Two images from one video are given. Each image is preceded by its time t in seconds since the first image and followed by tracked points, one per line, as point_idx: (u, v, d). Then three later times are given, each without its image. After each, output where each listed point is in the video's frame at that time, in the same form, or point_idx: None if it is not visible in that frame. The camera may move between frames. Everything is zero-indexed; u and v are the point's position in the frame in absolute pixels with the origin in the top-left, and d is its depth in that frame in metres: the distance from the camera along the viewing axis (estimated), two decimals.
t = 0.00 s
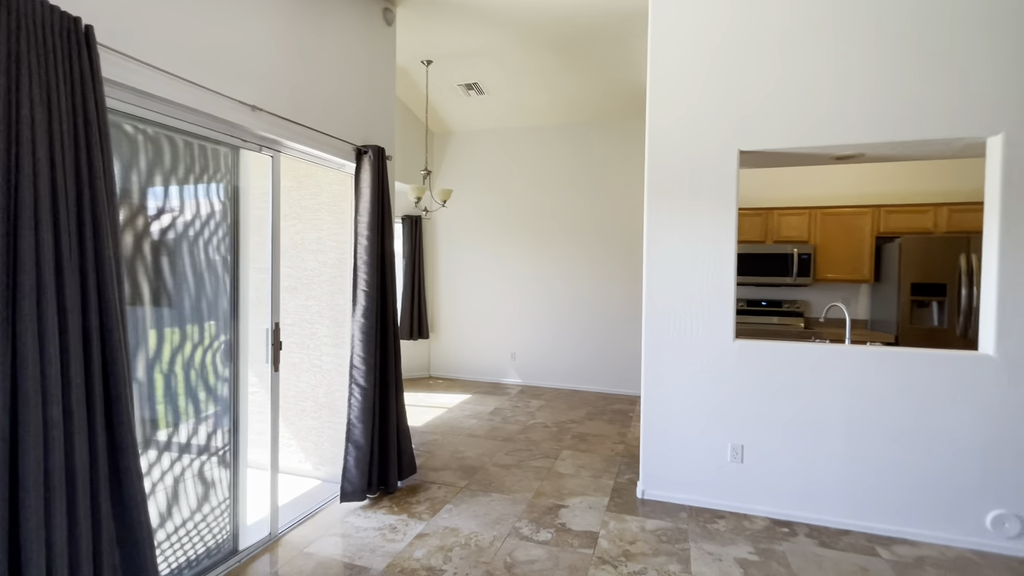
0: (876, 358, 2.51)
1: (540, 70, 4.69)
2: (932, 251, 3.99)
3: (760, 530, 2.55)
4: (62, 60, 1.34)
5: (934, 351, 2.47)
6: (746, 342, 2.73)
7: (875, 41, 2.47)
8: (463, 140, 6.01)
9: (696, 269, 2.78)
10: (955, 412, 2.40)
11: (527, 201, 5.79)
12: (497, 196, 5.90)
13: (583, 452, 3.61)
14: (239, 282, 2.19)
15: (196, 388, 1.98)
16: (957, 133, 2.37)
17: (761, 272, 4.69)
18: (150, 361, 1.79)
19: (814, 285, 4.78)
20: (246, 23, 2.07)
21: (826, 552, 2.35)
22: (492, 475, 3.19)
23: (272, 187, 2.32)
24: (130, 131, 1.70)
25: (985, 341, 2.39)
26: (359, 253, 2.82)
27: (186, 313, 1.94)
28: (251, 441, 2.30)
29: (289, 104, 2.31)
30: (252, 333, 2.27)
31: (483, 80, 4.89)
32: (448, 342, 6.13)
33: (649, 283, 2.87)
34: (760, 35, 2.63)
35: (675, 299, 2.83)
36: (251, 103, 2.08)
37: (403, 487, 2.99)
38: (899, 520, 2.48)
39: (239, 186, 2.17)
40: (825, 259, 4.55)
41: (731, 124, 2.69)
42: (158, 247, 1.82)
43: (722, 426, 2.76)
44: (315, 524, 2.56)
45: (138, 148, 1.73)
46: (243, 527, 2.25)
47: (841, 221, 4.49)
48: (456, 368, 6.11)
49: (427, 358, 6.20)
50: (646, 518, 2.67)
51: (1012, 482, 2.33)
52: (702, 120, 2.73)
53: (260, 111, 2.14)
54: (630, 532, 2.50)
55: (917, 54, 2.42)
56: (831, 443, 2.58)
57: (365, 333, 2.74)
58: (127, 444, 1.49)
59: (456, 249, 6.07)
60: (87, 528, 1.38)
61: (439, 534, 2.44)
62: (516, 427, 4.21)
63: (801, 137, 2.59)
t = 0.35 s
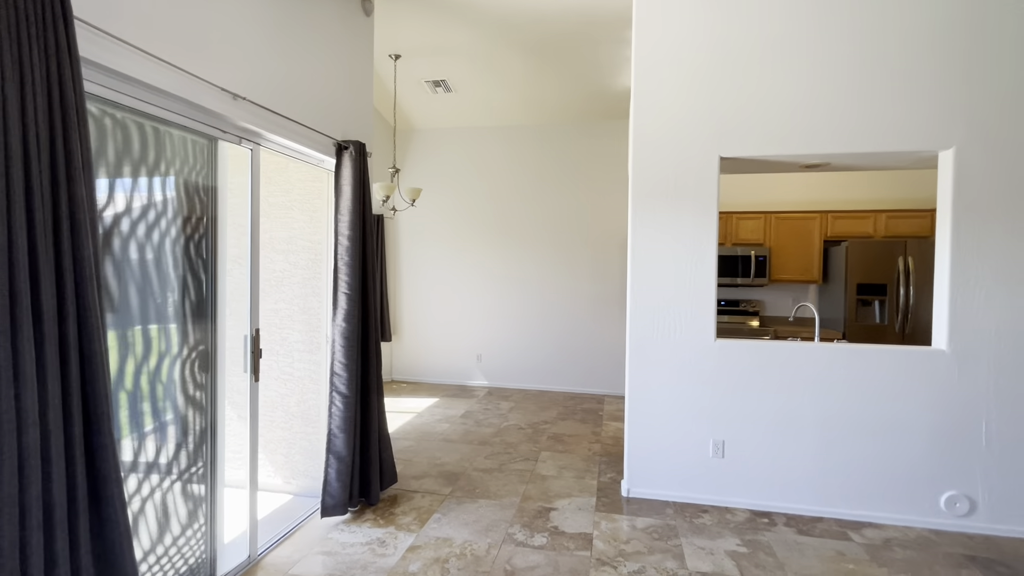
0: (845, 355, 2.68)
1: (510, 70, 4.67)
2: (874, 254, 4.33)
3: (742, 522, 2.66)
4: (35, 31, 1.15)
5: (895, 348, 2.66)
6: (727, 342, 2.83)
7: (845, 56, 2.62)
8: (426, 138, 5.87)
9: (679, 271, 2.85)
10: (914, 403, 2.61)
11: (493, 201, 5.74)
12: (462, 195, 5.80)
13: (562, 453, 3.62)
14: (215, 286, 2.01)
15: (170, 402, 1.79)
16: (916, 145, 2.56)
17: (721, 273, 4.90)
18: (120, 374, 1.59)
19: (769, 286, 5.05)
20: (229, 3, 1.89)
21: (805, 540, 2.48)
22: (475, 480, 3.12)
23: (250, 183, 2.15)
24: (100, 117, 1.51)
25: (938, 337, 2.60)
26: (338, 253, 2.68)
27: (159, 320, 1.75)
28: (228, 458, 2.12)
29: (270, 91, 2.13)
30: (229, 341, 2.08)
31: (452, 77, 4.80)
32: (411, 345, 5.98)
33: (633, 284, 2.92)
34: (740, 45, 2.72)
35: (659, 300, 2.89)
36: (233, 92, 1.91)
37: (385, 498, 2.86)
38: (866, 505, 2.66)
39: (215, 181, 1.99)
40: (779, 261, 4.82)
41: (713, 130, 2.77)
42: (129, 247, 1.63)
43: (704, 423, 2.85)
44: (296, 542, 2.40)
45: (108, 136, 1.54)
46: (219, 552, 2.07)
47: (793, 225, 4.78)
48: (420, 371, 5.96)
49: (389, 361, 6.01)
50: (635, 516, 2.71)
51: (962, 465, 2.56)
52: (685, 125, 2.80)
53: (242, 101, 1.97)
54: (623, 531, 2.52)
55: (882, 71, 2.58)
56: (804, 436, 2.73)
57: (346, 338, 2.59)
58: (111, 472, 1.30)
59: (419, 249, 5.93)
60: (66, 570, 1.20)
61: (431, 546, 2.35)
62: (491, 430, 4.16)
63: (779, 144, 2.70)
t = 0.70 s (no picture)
0: (826, 355, 2.79)
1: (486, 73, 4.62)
2: (835, 259, 4.56)
3: (736, 521, 2.70)
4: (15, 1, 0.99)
5: (872, 347, 2.79)
6: (716, 344, 2.88)
7: (824, 68, 2.73)
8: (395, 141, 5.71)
9: (669, 275, 2.88)
10: (890, 399, 2.74)
11: (466, 206, 5.66)
12: (434, 200, 5.68)
13: (548, 461, 3.58)
14: (197, 294, 1.84)
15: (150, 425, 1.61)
16: (889, 155, 2.71)
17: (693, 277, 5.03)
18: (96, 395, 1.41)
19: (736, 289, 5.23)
20: None
21: (798, 536, 2.55)
22: (465, 493, 3.02)
23: (235, 182, 1.99)
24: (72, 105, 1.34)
25: (910, 337, 2.75)
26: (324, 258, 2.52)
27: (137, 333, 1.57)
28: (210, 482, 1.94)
29: (258, 83, 1.98)
30: (211, 355, 1.90)
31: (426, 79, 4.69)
32: (381, 354, 5.77)
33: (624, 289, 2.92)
34: (726, 54, 2.80)
35: (650, 304, 2.90)
36: (220, 83, 1.75)
37: (374, 516, 2.71)
38: (849, 499, 2.77)
39: (197, 179, 1.82)
40: (747, 266, 5.01)
41: (701, 136, 2.83)
42: (105, 252, 1.45)
43: (695, 426, 2.88)
44: (282, 570, 2.22)
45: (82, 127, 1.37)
46: None
47: (759, 231, 4.97)
48: (390, 381, 5.76)
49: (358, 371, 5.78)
50: (633, 522, 2.70)
51: (935, 457, 2.71)
52: (673, 131, 2.84)
53: (228, 93, 1.81)
54: (624, 538, 2.50)
55: (857, 84, 2.72)
56: (790, 434, 2.81)
57: (333, 348, 2.44)
58: (99, 508, 1.13)
59: (388, 255, 5.74)
60: None
61: (432, 565, 2.24)
62: (473, 439, 4.06)
63: (763, 152, 2.79)
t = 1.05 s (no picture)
0: (798, 357, 2.93)
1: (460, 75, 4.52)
2: (792, 265, 4.82)
3: (718, 520, 2.78)
4: None
5: (839, 350, 2.95)
6: (696, 348, 2.95)
7: (797, 84, 2.87)
8: (361, 139, 5.53)
9: (653, 281, 2.93)
10: (855, 398, 2.91)
11: (435, 207, 5.56)
12: (401, 201, 5.55)
13: (528, 467, 3.56)
14: (176, 301, 1.68)
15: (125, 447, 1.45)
16: (855, 168, 2.87)
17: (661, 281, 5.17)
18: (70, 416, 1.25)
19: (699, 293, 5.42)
20: None
21: (776, 532, 2.65)
22: (449, 503, 2.95)
23: (217, 179, 1.84)
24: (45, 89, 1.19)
25: (873, 339, 2.94)
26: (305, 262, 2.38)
27: (112, 345, 1.41)
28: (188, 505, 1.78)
29: (244, 74, 1.84)
30: (190, 366, 1.75)
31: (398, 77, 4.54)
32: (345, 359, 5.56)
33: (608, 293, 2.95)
34: (707, 67, 2.89)
35: (634, 308, 2.95)
36: (205, 71, 1.60)
37: (356, 532, 2.58)
38: (819, 494, 2.91)
39: (178, 175, 1.67)
40: (711, 271, 5.19)
41: (683, 145, 2.90)
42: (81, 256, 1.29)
43: (677, 428, 2.94)
44: None
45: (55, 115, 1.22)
46: None
47: (722, 237, 5.17)
48: (355, 387, 5.56)
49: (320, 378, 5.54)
50: (620, 525, 2.73)
51: (895, 453, 2.90)
52: (657, 138, 2.90)
53: (213, 82, 1.66)
54: (615, 543, 2.52)
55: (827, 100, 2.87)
56: (766, 434, 2.93)
57: (316, 356, 2.30)
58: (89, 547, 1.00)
59: (353, 257, 5.54)
60: None
61: None
62: (448, 447, 3.98)
63: (741, 162, 2.89)
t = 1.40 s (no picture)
0: (768, 355, 3.09)
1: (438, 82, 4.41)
2: (752, 268, 5.07)
3: (697, 513, 2.90)
4: None
5: (804, 348, 3.15)
6: (676, 347, 3.06)
7: (770, 97, 3.04)
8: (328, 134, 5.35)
9: (636, 282, 3.02)
10: (819, 393, 3.10)
11: (406, 206, 5.46)
12: (370, 199, 5.41)
13: (508, 467, 3.57)
14: (167, 301, 1.58)
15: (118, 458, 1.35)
16: (821, 178, 3.07)
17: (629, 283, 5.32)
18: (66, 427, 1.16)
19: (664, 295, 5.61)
20: None
21: (751, 522, 2.80)
22: (434, 505, 2.91)
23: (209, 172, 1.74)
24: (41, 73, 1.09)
25: (834, 338, 3.15)
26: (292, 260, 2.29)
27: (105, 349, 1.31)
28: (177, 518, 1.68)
29: (240, 61, 1.74)
30: (179, 371, 1.64)
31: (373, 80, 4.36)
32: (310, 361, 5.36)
33: (593, 294, 3.00)
34: (688, 76, 3.00)
35: (617, 309, 3.02)
36: (204, 57, 1.51)
37: (342, 539, 2.51)
38: (787, 484, 3.09)
39: (171, 167, 1.57)
40: (676, 273, 5.38)
41: (666, 151, 3.00)
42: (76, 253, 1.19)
43: (657, 425, 3.04)
44: None
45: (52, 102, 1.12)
46: None
47: (687, 241, 5.37)
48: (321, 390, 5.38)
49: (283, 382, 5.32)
50: (605, 521, 2.79)
51: (854, 443, 3.12)
52: (641, 143, 2.98)
53: (210, 68, 1.57)
54: (603, 538, 2.58)
55: (796, 113, 3.06)
56: (739, 428, 3.08)
57: (304, 358, 2.22)
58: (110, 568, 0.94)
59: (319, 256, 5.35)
60: None
61: None
62: (424, 449, 3.93)
63: (719, 169, 3.02)
